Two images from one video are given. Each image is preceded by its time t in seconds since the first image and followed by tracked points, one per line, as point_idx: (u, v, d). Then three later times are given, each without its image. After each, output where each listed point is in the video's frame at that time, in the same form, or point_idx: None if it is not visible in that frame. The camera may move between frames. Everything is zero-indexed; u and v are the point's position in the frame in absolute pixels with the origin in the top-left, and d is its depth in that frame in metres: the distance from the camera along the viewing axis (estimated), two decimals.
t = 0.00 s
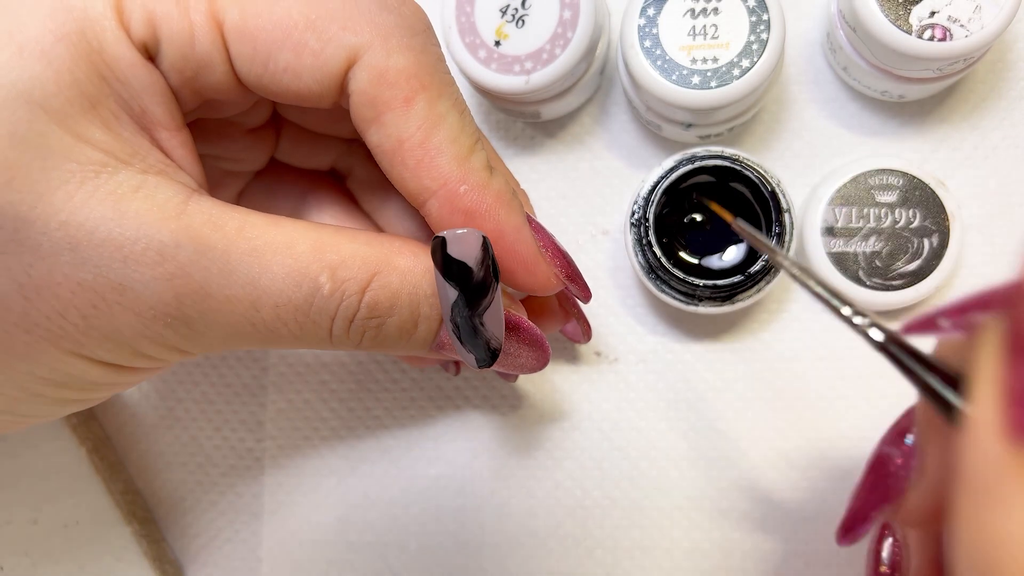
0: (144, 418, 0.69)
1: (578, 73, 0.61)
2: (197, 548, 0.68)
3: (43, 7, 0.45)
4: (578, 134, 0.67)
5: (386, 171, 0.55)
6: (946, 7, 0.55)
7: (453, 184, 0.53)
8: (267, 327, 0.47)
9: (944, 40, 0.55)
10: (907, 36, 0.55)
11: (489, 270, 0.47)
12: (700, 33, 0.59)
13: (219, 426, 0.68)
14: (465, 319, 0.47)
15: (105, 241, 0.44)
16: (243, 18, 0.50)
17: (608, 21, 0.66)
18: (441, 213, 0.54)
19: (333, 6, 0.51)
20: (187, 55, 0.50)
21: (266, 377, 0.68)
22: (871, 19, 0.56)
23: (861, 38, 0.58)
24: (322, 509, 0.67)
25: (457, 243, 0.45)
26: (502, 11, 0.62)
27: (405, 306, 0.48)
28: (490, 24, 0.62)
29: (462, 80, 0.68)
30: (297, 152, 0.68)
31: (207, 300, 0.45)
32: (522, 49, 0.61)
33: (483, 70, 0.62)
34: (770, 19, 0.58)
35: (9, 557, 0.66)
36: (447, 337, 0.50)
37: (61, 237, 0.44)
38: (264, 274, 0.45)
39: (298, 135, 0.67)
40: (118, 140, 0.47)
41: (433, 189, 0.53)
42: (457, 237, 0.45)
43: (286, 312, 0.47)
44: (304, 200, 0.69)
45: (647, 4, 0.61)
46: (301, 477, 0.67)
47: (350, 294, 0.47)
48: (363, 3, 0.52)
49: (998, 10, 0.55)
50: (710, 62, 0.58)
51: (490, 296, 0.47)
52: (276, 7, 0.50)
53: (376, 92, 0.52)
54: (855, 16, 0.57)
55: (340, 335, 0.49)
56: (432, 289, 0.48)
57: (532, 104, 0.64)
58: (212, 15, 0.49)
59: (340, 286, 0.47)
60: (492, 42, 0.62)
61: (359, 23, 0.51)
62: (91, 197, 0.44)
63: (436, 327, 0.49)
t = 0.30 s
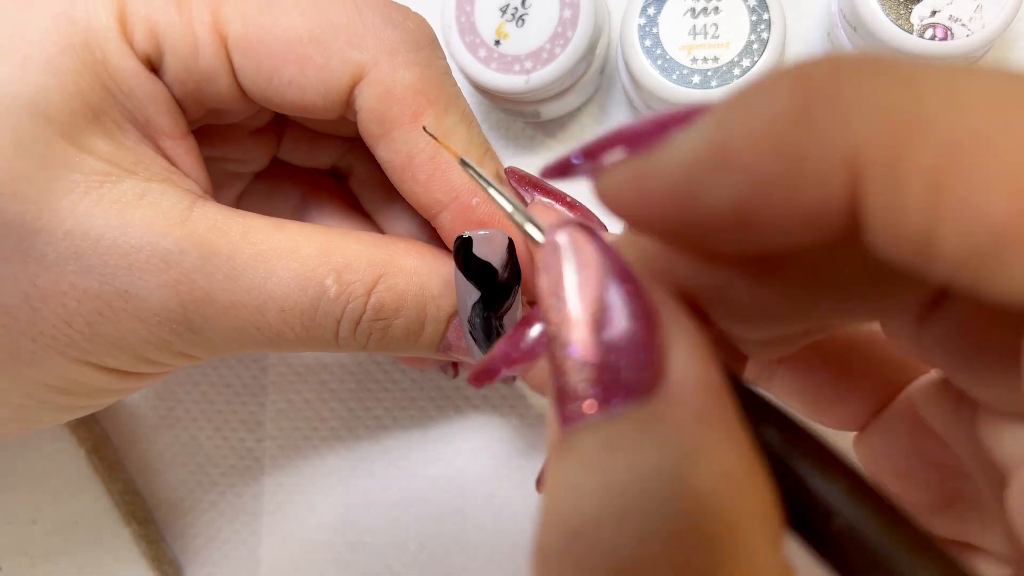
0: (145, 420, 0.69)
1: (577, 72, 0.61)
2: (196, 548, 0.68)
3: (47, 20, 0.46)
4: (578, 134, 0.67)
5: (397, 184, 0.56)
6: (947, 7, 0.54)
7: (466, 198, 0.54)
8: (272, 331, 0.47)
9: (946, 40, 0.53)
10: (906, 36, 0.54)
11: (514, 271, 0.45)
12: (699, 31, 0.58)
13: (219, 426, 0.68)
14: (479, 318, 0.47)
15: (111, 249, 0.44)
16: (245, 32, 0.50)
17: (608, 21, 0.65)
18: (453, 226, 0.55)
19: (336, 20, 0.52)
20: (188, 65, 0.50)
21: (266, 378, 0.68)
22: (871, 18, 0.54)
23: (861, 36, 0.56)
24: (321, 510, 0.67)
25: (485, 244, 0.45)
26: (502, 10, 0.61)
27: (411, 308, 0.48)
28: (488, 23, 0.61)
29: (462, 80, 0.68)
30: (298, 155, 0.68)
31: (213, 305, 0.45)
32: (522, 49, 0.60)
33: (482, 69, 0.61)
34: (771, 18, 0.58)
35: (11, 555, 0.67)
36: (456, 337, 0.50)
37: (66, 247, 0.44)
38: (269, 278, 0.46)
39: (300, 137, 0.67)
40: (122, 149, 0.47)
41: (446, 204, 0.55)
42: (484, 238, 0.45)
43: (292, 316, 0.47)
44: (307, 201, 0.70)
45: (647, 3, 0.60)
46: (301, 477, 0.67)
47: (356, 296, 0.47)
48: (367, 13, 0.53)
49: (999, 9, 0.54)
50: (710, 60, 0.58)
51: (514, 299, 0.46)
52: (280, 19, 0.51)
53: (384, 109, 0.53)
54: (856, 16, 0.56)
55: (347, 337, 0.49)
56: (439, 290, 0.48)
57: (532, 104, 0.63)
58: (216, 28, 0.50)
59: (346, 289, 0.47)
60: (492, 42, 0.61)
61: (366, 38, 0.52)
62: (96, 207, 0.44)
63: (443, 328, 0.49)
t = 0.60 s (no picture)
0: (144, 421, 0.69)
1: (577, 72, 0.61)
2: (196, 550, 0.68)
3: (47, 26, 0.45)
4: (578, 134, 0.67)
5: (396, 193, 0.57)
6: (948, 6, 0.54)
7: (463, 208, 0.54)
8: (271, 339, 0.47)
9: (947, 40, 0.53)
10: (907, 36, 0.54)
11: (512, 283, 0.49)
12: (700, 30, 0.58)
13: (218, 426, 0.68)
14: (479, 331, 0.48)
15: (110, 256, 0.44)
16: (246, 39, 0.50)
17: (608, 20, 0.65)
18: (450, 233, 0.55)
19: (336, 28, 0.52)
20: (189, 72, 0.50)
21: (265, 378, 0.68)
22: (871, 17, 0.54)
23: (862, 36, 0.56)
24: (320, 511, 0.67)
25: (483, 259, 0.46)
26: (503, 9, 0.61)
27: (409, 316, 0.49)
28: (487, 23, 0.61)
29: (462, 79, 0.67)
30: (298, 156, 0.68)
31: (211, 313, 0.45)
32: (522, 48, 0.60)
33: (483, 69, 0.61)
34: (771, 18, 0.57)
35: (11, 557, 0.66)
36: (453, 346, 0.51)
37: (66, 254, 0.44)
38: (268, 286, 0.46)
39: (298, 138, 0.67)
40: (122, 155, 0.47)
41: (443, 213, 0.55)
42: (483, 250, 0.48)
43: (291, 324, 0.47)
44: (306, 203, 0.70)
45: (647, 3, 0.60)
46: (301, 478, 0.67)
47: (354, 305, 0.48)
48: (369, 26, 0.53)
49: (1001, 8, 0.54)
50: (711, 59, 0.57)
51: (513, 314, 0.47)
52: (281, 27, 0.51)
53: (383, 118, 0.54)
54: (856, 16, 0.56)
55: (345, 345, 0.50)
56: (437, 300, 0.49)
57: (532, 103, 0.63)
58: (216, 35, 0.50)
59: (344, 298, 0.47)
60: (492, 41, 0.61)
61: (367, 50, 0.52)
62: (96, 213, 0.44)
63: (440, 337, 0.50)
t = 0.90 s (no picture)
0: (145, 420, 0.69)
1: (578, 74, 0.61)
2: (196, 549, 0.68)
3: (49, 24, 0.45)
4: (578, 134, 0.67)
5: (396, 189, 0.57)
6: (948, 7, 0.54)
7: (463, 205, 0.55)
8: (272, 338, 0.47)
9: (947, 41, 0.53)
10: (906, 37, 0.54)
11: (511, 281, 0.50)
12: (700, 32, 0.58)
13: (218, 426, 0.68)
14: (480, 329, 0.48)
15: (112, 254, 0.44)
16: (248, 37, 0.50)
17: (608, 21, 0.65)
18: (451, 231, 0.55)
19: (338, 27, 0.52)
20: (191, 71, 0.50)
21: (265, 377, 0.68)
22: (872, 17, 0.54)
23: (862, 36, 0.56)
24: (320, 510, 0.67)
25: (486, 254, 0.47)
26: (503, 9, 0.61)
27: (410, 314, 0.49)
28: (488, 23, 0.61)
29: (462, 79, 0.67)
30: (298, 156, 0.68)
31: (213, 311, 0.45)
32: (522, 48, 0.60)
33: (484, 70, 0.61)
34: (771, 18, 0.57)
35: (11, 556, 0.67)
36: (454, 343, 0.51)
37: (67, 252, 0.44)
38: (269, 284, 0.46)
39: (298, 136, 0.67)
40: (124, 154, 0.47)
41: (443, 209, 0.55)
42: (484, 249, 0.48)
43: (293, 322, 0.47)
44: (305, 203, 0.70)
45: (647, 3, 0.60)
46: (301, 477, 0.67)
47: (356, 302, 0.48)
48: (369, 24, 0.53)
49: (1001, 8, 0.54)
50: (711, 60, 0.57)
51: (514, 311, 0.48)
52: (282, 26, 0.51)
53: (384, 116, 0.54)
54: (856, 16, 0.56)
55: (346, 342, 0.50)
56: (439, 297, 0.49)
57: (532, 104, 0.63)
58: (217, 32, 0.50)
59: (345, 295, 0.47)
60: (492, 41, 0.61)
61: (368, 47, 0.52)
62: (97, 211, 0.44)
63: (442, 335, 0.50)
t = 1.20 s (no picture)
0: (145, 420, 0.69)
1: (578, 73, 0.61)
2: (196, 549, 0.68)
3: (50, 24, 0.45)
4: (578, 133, 0.67)
5: (396, 189, 0.57)
6: (948, 7, 0.54)
7: (463, 205, 0.55)
8: (272, 338, 0.47)
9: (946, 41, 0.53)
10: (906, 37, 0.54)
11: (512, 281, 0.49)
12: (700, 31, 0.58)
13: (218, 426, 0.68)
14: (480, 330, 0.48)
15: (112, 255, 0.44)
16: (248, 37, 0.50)
17: (608, 21, 0.65)
18: (450, 231, 0.55)
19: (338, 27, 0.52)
20: (192, 70, 0.50)
21: (265, 377, 0.68)
22: (872, 17, 0.54)
23: (862, 36, 0.56)
24: (320, 510, 0.67)
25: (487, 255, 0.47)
26: (503, 9, 0.61)
27: (410, 314, 0.49)
28: (488, 23, 0.61)
29: (462, 78, 0.67)
30: (298, 156, 0.68)
31: (213, 311, 0.45)
32: (522, 48, 0.60)
33: (484, 70, 0.61)
34: (771, 18, 0.58)
35: (11, 556, 0.67)
36: (454, 343, 0.51)
37: (68, 252, 0.44)
38: (270, 284, 0.46)
39: (298, 136, 0.67)
40: (125, 154, 0.47)
41: (443, 209, 0.55)
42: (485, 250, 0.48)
43: (293, 322, 0.47)
44: (305, 203, 0.70)
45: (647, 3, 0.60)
46: (301, 477, 0.68)
47: (356, 302, 0.48)
48: (370, 24, 0.53)
49: (1001, 8, 0.54)
50: (710, 59, 0.58)
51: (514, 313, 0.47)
52: (282, 26, 0.51)
53: (384, 116, 0.54)
54: (856, 16, 0.56)
55: (346, 342, 0.50)
56: (439, 297, 0.49)
57: (532, 104, 0.63)
58: (218, 32, 0.50)
59: (346, 296, 0.47)
60: (492, 41, 0.61)
61: (369, 47, 0.52)
62: (98, 212, 0.44)
63: (441, 335, 0.50)
